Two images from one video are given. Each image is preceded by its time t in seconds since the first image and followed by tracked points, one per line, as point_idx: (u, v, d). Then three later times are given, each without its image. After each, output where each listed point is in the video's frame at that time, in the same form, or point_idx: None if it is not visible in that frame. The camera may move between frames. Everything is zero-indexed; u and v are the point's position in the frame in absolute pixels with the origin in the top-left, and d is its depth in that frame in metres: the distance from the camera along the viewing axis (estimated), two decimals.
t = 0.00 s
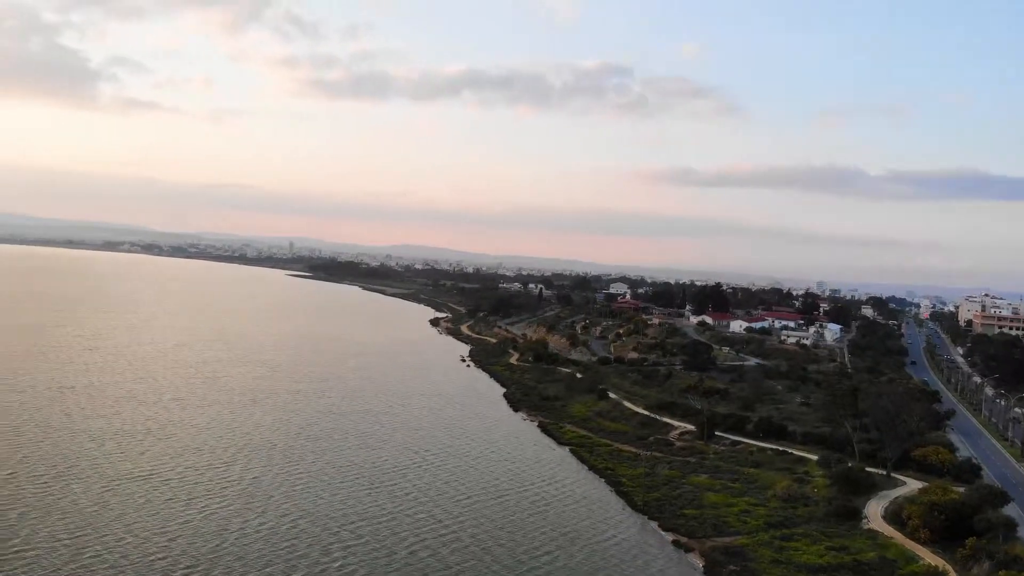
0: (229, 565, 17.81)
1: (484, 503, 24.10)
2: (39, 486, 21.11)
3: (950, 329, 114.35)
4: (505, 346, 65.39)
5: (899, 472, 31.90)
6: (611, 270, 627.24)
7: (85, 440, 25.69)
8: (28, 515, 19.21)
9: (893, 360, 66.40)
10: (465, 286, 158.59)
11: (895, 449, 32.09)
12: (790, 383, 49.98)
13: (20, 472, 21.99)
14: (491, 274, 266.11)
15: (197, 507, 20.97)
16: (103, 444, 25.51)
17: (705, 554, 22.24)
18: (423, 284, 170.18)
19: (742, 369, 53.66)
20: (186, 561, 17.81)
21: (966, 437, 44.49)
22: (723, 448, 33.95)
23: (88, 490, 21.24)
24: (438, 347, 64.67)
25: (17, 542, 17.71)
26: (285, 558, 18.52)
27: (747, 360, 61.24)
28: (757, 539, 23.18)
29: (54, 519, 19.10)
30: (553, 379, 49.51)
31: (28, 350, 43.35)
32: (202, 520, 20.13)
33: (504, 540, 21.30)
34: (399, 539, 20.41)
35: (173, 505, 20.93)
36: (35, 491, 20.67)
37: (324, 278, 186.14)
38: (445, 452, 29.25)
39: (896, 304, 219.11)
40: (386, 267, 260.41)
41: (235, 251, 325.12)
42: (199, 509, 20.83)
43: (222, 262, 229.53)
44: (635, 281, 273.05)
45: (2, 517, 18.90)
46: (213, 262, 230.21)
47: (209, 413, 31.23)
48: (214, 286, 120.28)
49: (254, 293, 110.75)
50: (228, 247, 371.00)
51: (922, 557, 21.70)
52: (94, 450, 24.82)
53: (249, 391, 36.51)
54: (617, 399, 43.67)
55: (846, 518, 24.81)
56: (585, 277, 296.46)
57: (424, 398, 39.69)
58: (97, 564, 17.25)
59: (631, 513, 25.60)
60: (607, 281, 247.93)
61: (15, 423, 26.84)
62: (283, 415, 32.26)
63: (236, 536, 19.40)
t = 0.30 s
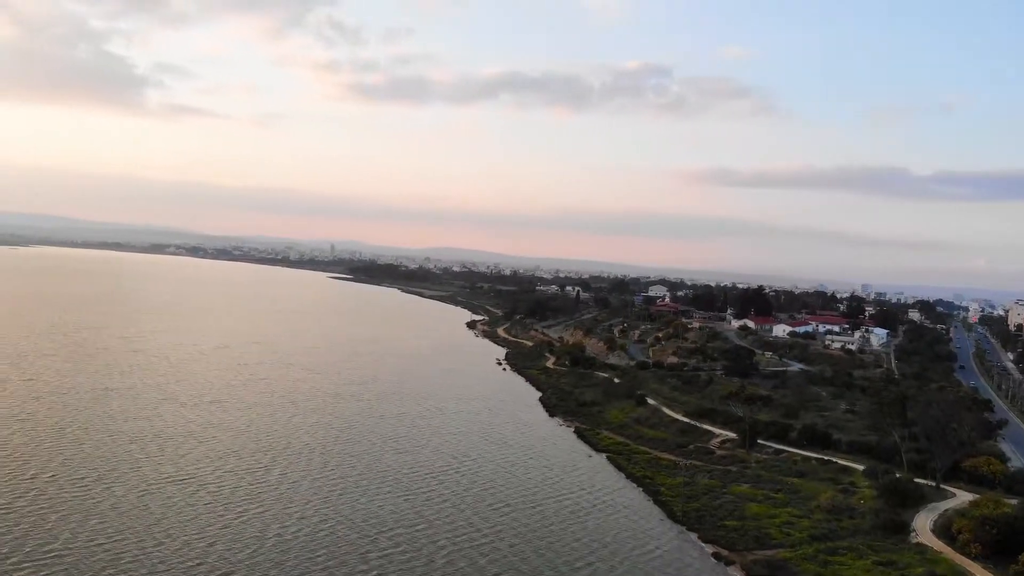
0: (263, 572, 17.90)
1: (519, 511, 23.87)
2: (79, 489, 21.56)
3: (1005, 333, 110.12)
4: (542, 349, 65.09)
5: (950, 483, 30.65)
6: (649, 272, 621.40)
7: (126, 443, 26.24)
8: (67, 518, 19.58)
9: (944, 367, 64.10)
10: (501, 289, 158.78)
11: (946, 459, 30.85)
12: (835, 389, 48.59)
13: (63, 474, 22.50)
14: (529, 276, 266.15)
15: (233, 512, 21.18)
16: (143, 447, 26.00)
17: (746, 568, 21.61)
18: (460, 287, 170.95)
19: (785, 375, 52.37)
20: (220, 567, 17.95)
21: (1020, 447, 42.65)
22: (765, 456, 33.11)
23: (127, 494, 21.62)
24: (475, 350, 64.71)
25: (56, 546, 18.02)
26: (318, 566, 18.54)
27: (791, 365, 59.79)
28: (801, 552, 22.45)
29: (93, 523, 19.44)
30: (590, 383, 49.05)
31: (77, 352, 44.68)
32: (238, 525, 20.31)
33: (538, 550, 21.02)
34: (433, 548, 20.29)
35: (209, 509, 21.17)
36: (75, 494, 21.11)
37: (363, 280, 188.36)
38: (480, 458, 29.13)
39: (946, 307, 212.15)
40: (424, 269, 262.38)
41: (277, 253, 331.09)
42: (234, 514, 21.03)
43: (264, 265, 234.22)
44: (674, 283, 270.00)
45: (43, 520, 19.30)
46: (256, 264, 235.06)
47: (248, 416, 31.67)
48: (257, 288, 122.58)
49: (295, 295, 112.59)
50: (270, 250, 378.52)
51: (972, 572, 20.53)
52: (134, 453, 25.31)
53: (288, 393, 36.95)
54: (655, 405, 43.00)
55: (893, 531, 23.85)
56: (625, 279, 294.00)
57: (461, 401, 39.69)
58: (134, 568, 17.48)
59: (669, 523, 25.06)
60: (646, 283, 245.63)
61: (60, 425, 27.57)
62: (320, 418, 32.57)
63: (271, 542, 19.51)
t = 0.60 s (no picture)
0: None
1: (547, 520, 23.60)
2: (111, 492, 21.84)
3: None
4: (573, 353, 64.64)
5: (994, 495, 29.57)
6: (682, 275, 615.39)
7: (157, 446, 26.55)
8: (98, 521, 19.82)
9: (990, 374, 62.04)
10: (531, 291, 158.71)
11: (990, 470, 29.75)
12: (874, 395, 47.33)
13: (94, 478, 22.80)
14: (560, 278, 265.74)
15: (261, 517, 21.29)
16: (173, 450, 26.29)
17: None
18: (491, 289, 171.14)
19: (822, 381, 51.21)
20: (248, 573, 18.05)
21: None
22: (801, 465, 32.35)
23: (157, 498, 21.83)
24: (504, 353, 64.52)
25: (87, 549, 18.23)
26: (346, 573, 18.57)
27: (828, 371, 58.48)
28: (838, 565, 21.79)
29: (123, 528, 19.62)
30: (620, 388, 48.59)
31: (114, 353, 45.63)
32: (266, 530, 20.46)
33: (566, 559, 20.79)
34: (460, 555, 20.21)
35: (238, 514, 21.29)
36: (105, 498, 21.34)
37: (395, 282, 189.96)
38: (509, 464, 28.95)
39: (991, 312, 205.79)
40: (456, 271, 263.65)
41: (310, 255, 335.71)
42: (262, 520, 21.13)
43: (298, 267, 237.57)
44: (708, 285, 266.79)
45: (75, 523, 19.56)
46: (289, 266, 238.55)
47: (279, 419, 32.02)
48: (291, 290, 124.40)
49: (328, 298, 113.96)
50: (303, 252, 384.12)
51: None
52: (166, 456, 25.65)
53: (319, 396, 37.30)
54: (687, 411, 42.39)
55: (934, 544, 22.98)
56: (657, 281, 291.18)
57: (490, 405, 39.56)
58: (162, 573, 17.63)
59: (700, 534, 24.58)
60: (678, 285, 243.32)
61: (94, 428, 28.04)
62: (349, 421, 32.70)
63: (298, 549, 19.55)
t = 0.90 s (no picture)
0: None
1: (572, 528, 23.37)
2: (137, 497, 22.12)
3: None
4: (600, 357, 64.18)
5: None
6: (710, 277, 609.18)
7: (182, 449, 26.87)
8: (124, 526, 20.05)
9: None
10: (558, 293, 158.29)
11: None
12: (909, 401, 46.15)
13: (119, 482, 23.12)
14: (587, 280, 264.92)
15: (284, 523, 21.40)
16: (197, 453, 26.57)
17: None
18: (518, 291, 171.14)
19: (855, 386, 50.11)
20: None
21: None
22: (834, 473, 31.61)
23: (180, 502, 22.04)
24: (530, 356, 64.31)
25: (114, 555, 18.45)
26: None
27: (861, 376, 57.25)
28: None
29: (145, 532, 19.83)
30: (647, 393, 48.10)
31: (144, 356, 46.46)
32: (290, 536, 20.55)
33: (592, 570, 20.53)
34: (484, 565, 20.07)
35: (260, 520, 21.42)
36: (130, 502, 21.60)
37: (422, 284, 191.14)
38: (535, 470, 28.79)
39: None
40: (483, 272, 264.33)
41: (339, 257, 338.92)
42: (284, 525, 21.23)
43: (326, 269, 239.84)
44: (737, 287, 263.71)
45: (102, 528, 19.82)
46: (319, 269, 241.40)
47: (306, 422, 32.25)
48: (319, 293, 125.73)
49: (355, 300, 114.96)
50: (333, 254, 388.84)
51: None
52: (193, 459, 25.93)
53: (345, 399, 37.52)
54: (716, 417, 41.76)
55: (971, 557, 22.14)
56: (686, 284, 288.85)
57: (516, 410, 39.41)
58: None
59: (728, 545, 24.09)
60: (707, 288, 240.93)
61: (121, 431, 28.49)
62: (375, 425, 32.80)
63: (321, 556, 19.57)
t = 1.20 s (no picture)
0: None
1: (596, 538, 23.09)
2: (163, 501, 22.37)
3: None
4: (627, 361, 63.60)
5: None
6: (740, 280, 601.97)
7: (206, 453, 27.15)
8: (149, 531, 20.30)
9: None
10: (585, 295, 157.57)
11: None
12: (946, 408, 44.85)
13: (142, 486, 23.39)
14: (615, 284, 263.64)
15: (306, 529, 21.47)
16: (220, 458, 26.80)
17: None
18: (544, 293, 170.68)
19: (889, 392, 48.89)
20: None
21: None
22: (867, 482, 30.77)
23: (202, 507, 22.22)
24: (555, 360, 63.97)
25: (138, 560, 18.68)
26: None
27: (896, 382, 55.82)
28: None
29: (166, 538, 19.99)
30: (675, 398, 47.50)
31: (172, 358, 47.25)
32: (313, 543, 20.60)
33: None
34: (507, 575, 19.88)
35: (281, 526, 21.51)
36: (152, 507, 21.84)
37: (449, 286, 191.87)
38: (559, 477, 28.56)
39: None
40: (509, 274, 264.73)
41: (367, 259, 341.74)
42: (305, 531, 21.29)
43: (354, 272, 242.13)
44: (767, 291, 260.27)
45: (127, 533, 20.07)
46: (347, 271, 243.63)
47: (331, 426, 32.41)
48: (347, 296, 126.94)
49: (382, 303, 115.68)
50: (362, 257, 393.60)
51: None
52: (219, 463, 26.22)
53: (370, 403, 37.65)
54: (745, 423, 41.02)
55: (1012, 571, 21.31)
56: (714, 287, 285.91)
57: (541, 414, 39.22)
58: None
59: (757, 557, 23.53)
60: (736, 291, 238.18)
61: (147, 434, 28.90)
62: (399, 429, 32.85)
63: (344, 564, 19.60)
